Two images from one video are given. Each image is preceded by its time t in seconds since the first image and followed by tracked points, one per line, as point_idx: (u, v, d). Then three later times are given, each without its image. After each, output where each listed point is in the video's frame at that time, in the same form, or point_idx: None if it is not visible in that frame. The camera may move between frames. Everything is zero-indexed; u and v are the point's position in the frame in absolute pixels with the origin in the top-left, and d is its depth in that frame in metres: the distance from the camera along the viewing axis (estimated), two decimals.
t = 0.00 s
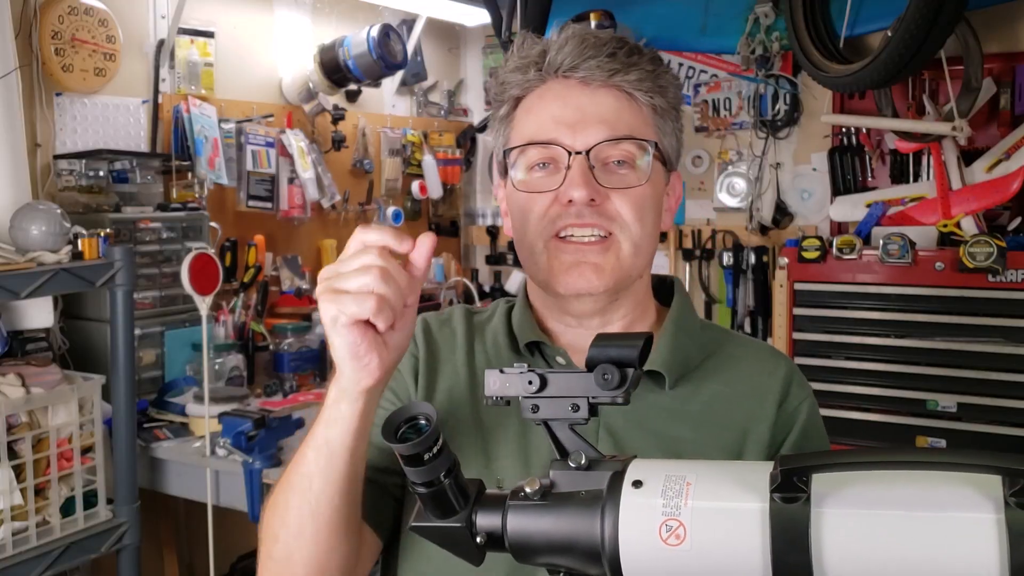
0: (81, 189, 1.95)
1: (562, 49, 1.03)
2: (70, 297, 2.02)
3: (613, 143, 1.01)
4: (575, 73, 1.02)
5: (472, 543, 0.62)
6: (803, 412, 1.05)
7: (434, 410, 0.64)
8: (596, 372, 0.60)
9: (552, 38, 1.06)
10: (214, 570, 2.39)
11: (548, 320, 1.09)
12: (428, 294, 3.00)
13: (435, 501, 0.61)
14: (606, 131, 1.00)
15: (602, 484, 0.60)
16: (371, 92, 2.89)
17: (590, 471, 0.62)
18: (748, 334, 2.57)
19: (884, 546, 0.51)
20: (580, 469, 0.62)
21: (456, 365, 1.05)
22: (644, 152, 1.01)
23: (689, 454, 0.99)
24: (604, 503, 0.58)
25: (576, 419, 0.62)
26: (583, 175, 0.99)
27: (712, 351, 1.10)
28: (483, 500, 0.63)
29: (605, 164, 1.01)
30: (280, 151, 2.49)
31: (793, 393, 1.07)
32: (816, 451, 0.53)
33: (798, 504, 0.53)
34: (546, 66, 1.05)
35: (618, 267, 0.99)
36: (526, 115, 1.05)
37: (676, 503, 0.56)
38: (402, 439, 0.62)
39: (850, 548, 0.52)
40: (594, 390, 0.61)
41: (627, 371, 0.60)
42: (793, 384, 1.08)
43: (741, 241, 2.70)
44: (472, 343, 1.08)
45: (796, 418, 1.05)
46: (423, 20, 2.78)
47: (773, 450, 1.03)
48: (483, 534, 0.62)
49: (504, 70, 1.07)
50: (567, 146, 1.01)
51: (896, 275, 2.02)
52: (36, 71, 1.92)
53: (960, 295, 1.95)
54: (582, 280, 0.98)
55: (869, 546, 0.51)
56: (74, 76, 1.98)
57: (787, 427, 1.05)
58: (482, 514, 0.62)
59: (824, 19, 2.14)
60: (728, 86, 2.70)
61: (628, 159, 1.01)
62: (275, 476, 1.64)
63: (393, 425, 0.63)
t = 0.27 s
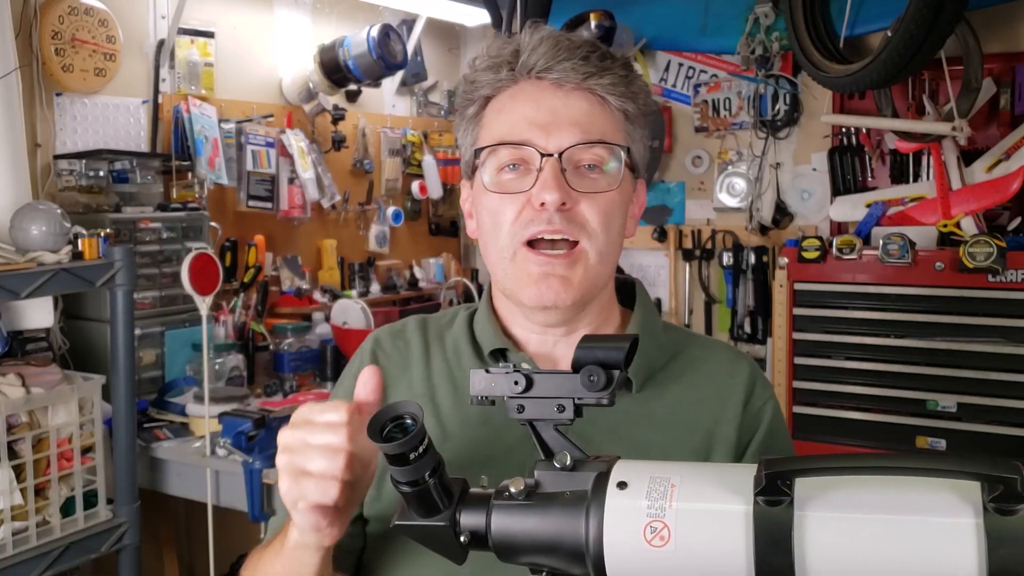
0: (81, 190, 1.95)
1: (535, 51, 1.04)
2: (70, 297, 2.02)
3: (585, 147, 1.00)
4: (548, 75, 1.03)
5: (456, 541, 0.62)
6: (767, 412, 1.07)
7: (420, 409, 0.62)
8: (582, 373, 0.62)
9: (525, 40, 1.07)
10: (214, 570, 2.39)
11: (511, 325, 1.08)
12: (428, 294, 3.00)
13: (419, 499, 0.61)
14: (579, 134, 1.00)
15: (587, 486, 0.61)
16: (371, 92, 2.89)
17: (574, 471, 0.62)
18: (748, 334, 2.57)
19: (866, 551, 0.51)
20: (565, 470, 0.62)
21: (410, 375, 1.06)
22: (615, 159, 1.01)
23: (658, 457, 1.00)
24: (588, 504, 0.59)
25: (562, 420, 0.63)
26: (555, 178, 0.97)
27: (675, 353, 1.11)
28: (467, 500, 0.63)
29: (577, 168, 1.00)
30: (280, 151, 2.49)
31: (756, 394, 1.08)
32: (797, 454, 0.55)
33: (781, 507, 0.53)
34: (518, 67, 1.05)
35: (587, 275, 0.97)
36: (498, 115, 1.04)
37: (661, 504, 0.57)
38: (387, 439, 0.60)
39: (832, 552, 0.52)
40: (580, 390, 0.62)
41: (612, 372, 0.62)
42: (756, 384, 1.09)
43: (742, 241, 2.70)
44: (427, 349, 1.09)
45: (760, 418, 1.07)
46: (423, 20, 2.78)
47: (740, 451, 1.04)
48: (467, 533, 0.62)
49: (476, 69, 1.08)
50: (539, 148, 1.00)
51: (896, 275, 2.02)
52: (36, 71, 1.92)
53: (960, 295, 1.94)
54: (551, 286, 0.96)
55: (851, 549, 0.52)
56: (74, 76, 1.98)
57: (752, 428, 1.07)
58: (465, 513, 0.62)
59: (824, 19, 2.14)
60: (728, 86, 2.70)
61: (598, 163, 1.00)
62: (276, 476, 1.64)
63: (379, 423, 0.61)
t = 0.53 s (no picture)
0: (81, 189, 1.95)
1: (481, 57, 1.04)
2: (70, 297, 2.02)
3: (539, 150, 0.99)
4: (496, 81, 1.03)
5: (439, 529, 0.62)
6: (732, 406, 1.08)
7: (406, 399, 0.62)
8: (567, 365, 0.62)
9: (470, 47, 1.06)
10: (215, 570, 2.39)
11: (480, 328, 1.09)
12: (428, 294, 3.00)
13: (404, 488, 0.61)
14: (532, 138, 1.00)
15: (570, 476, 0.60)
16: (371, 91, 2.89)
17: (558, 461, 0.62)
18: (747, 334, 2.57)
19: (846, 544, 0.51)
20: (548, 460, 0.62)
21: (376, 388, 1.07)
22: (571, 159, 1.01)
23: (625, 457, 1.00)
24: (570, 493, 0.58)
25: (546, 411, 0.65)
26: (511, 183, 0.97)
27: (641, 353, 1.11)
28: (450, 489, 0.63)
29: (532, 171, 1.00)
30: (280, 151, 2.49)
31: (721, 390, 1.08)
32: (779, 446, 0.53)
33: (759, 498, 0.53)
34: (466, 75, 1.05)
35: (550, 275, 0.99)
36: (450, 125, 1.04)
37: (642, 495, 0.56)
38: (374, 427, 0.61)
39: (813, 545, 0.52)
40: (565, 383, 0.63)
41: (597, 365, 0.62)
42: (720, 380, 1.10)
43: (741, 241, 2.70)
44: (392, 360, 1.09)
45: (727, 413, 1.08)
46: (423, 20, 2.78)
47: (707, 449, 1.05)
48: (450, 521, 0.61)
49: (424, 80, 1.08)
50: (494, 154, 1.00)
51: (895, 275, 2.02)
52: (36, 71, 1.92)
53: (960, 295, 1.94)
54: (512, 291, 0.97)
55: (831, 541, 0.51)
56: (74, 76, 1.98)
57: (719, 424, 1.07)
58: (449, 502, 0.62)
59: (825, 18, 2.14)
60: (728, 86, 2.70)
61: (555, 165, 1.00)
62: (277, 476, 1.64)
63: (366, 411, 0.62)
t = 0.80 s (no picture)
0: (81, 189, 1.95)
1: (473, 59, 1.05)
2: (70, 297, 2.02)
3: (533, 147, 1.00)
4: (489, 83, 1.04)
5: (453, 520, 0.65)
6: (733, 403, 1.08)
7: (418, 393, 0.65)
8: (574, 357, 0.66)
9: (462, 50, 1.07)
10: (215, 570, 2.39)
11: (482, 321, 1.09)
12: (427, 294, 3.00)
13: (417, 479, 0.64)
14: (526, 136, 1.00)
15: (579, 464, 0.64)
16: (371, 92, 2.89)
17: (566, 451, 0.66)
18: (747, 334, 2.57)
19: (850, 525, 0.55)
20: (558, 450, 0.66)
21: (385, 383, 1.05)
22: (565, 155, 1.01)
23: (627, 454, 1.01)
24: (580, 481, 0.62)
25: (554, 401, 0.69)
26: (506, 181, 0.98)
27: (643, 348, 1.11)
28: (462, 481, 0.67)
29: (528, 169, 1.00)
30: (280, 151, 2.49)
31: (723, 385, 1.09)
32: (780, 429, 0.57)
33: (763, 481, 0.57)
34: (460, 78, 1.06)
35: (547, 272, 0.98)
36: (446, 128, 1.05)
37: (650, 480, 0.60)
38: (387, 420, 0.63)
39: (821, 529, 0.56)
40: (573, 375, 0.68)
41: (603, 357, 0.66)
42: (723, 375, 1.10)
43: (742, 241, 2.70)
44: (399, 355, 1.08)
45: (728, 409, 1.08)
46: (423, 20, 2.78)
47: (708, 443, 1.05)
48: (463, 512, 0.65)
49: (421, 86, 1.09)
50: (489, 153, 1.00)
51: (896, 275, 2.02)
52: (36, 71, 1.92)
53: (960, 295, 1.94)
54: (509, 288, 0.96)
55: (838, 525, 0.55)
56: (74, 76, 1.98)
57: (721, 420, 1.07)
58: (461, 493, 0.65)
59: (825, 18, 2.14)
60: (728, 86, 2.70)
61: (550, 162, 1.01)
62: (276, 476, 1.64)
63: (380, 405, 0.64)
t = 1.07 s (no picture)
0: (81, 189, 1.95)
1: (489, 43, 1.08)
2: (70, 297, 2.02)
3: (544, 130, 1.04)
4: (504, 67, 1.06)
5: (471, 501, 0.68)
6: (749, 392, 1.11)
7: (440, 374, 0.66)
8: (593, 342, 0.72)
9: (477, 37, 1.10)
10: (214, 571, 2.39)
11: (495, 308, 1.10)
12: (428, 294, 3.00)
13: (438, 460, 0.66)
14: (537, 117, 1.04)
15: (597, 446, 0.68)
16: (371, 92, 2.89)
17: (585, 434, 0.71)
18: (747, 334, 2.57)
19: (864, 505, 0.59)
20: (576, 432, 0.71)
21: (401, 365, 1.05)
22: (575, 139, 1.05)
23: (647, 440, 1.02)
24: (597, 464, 0.66)
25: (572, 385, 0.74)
26: (517, 163, 1.01)
27: (657, 340, 1.14)
28: (480, 463, 0.70)
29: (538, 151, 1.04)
30: (280, 151, 2.49)
31: (738, 375, 1.11)
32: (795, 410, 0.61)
33: (779, 461, 0.61)
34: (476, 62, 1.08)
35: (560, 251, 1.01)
36: (462, 111, 1.07)
37: (667, 461, 0.64)
38: (409, 400, 0.64)
39: (836, 510, 0.60)
40: (590, 358, 0.73)
41: (620, 342, 0.73)
42: (737, 366, 1.13)
43: (742, 241, 2.70)
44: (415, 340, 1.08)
45: (745, 399, 1.11)
46: (423, 20, 2.78)
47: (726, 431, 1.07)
48: (481, 494, 0.68)
49: (438, 71, 1.12)
50: (500, 135, 1.04)
51: (895, 275, 2.02)
52: (36, 71, 1.92)
53: (960, 295, 1.95)
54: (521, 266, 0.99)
55: (854, 506, 0.59)
56: (74, 76, 1.98)
57: (737, 409, 1.10)
58: (480, 476, 0.69)
59: (825, 18, 2.14)
60: (728, 86, 2.70)
61: (561, 144, 1.05)
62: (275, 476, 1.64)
63: (402, 386, 0.65)
